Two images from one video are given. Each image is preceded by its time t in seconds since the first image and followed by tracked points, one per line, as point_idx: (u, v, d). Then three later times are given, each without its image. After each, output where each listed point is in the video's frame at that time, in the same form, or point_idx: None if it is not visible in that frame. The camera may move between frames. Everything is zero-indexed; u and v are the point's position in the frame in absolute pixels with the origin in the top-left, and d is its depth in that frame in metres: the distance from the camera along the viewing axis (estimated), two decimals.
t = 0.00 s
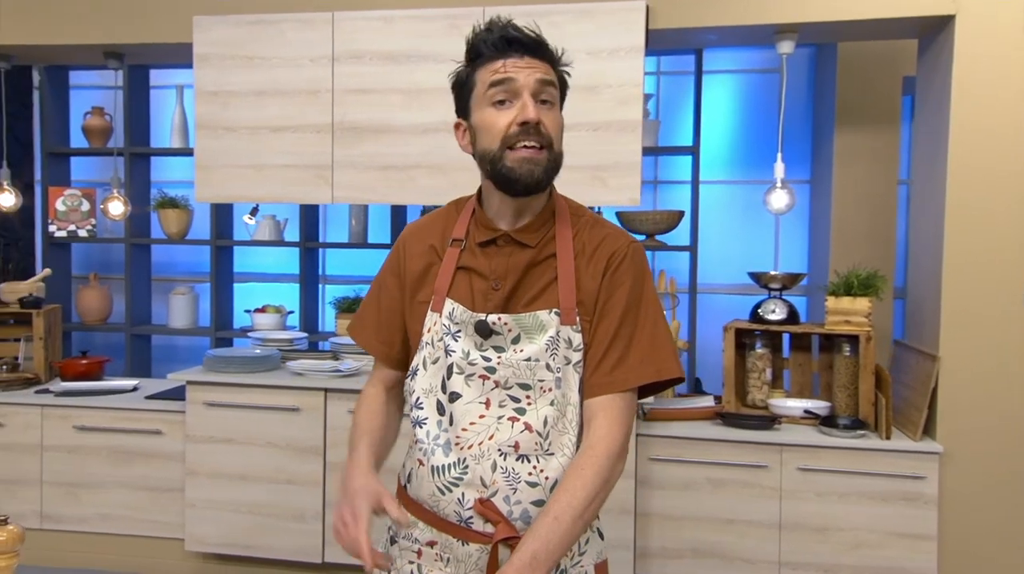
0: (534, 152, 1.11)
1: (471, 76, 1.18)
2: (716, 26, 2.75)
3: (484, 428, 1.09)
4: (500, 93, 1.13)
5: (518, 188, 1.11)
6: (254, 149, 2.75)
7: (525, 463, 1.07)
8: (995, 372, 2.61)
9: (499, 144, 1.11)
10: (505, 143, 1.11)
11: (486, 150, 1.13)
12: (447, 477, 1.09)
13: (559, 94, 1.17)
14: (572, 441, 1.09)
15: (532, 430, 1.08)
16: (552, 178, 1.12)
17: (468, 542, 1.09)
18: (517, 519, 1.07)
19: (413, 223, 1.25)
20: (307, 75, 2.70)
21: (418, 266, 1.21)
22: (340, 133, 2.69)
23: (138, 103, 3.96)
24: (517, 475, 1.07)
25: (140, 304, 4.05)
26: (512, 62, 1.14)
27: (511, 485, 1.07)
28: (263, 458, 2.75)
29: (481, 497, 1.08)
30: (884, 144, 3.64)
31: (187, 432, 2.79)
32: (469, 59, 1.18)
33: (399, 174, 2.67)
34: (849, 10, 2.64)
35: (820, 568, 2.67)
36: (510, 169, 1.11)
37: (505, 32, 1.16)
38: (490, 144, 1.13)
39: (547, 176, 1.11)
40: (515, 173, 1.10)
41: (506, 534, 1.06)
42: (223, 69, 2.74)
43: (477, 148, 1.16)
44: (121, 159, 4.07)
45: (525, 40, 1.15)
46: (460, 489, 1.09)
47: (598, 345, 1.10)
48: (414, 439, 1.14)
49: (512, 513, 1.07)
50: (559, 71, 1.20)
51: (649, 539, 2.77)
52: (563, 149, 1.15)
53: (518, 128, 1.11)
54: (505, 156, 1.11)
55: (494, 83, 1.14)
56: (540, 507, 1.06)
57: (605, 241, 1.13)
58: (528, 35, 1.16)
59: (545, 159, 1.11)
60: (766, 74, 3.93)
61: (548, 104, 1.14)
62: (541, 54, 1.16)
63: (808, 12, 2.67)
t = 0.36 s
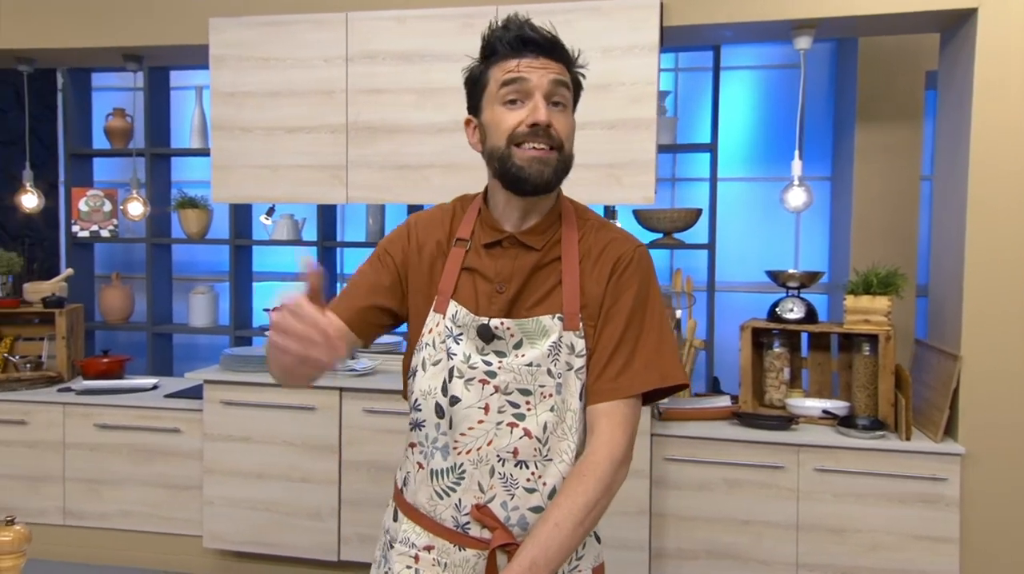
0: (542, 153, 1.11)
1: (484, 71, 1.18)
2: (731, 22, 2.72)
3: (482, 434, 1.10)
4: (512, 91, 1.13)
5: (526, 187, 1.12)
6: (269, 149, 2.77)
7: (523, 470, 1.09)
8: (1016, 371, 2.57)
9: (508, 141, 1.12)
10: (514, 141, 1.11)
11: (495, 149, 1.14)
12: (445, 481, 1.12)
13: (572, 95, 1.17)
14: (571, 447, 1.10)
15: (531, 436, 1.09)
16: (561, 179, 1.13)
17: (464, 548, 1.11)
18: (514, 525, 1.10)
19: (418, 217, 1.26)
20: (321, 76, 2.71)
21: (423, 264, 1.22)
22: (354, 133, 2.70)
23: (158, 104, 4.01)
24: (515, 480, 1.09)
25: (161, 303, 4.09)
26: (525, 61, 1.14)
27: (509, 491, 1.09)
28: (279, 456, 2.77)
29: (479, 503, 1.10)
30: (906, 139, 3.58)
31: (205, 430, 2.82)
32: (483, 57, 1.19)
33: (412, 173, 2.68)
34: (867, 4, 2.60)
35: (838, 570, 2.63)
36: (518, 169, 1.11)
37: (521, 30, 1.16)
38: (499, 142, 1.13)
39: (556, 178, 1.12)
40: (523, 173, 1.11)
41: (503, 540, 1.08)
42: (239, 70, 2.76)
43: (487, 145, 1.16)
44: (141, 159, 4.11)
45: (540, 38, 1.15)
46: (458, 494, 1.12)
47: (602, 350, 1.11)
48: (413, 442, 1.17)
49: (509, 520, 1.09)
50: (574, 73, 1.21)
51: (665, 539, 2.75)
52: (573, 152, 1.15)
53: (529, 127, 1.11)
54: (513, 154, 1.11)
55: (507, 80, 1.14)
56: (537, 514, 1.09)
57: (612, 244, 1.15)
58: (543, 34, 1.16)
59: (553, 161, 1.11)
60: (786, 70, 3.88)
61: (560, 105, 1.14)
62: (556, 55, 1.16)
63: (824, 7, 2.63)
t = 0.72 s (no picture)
0: (496, 155, 1.11)
1: (433, 67, 1.17)
2: (747, 17, 2.69)
3: (468, 437, 1.14)
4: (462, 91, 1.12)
5: (482, 191, 1.13)
6: (286, 148, 2.79)
7: (512, 469, 1.13)
8: None
9: (461, 144, 1.12)
10: (467, 143, 1.11)
11: (447, 150, 1.13)
12: (434, 488, 1.14)
13: (523, 89, 1.17)
14: (555, 443, 1.15)
15: (516, 436, 1.13)
16: (515, 178, 1.12)
17: (457, 551, 1.14)
18: (507, 524, 1.13)
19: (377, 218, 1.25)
20: (336, 75, 2.73)
21: (389, 266, 1.22)
22: (370, 131, 2.72)
23: (181, 104, 4.06)
24: (504, 481, 1.13)
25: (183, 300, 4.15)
26: (475, 58, 1.13)
27: (499, 492, 1.13)
28: (296, 452, 2.80)
29: (469, 506, 1.13)
30: (929, 134, 3.53)
31: (224, 426, 2.86)
32: (431, 53, 1.17)
33: (427, 171, 2.69)
34: None
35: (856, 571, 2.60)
36: (473, 171, 1.11)
37: (467, 23, 1.15)
38: (452, 144, 1.13)
39: (511, 178, 1.12)
40: (478, 174, 1.11)
41: (496, 542, 1.11)
42: (256, 70, 2.79)
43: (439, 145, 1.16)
44: (165, 158, 4.16)
45: (488, 33, 1.14)
46: (448, 498, 1.14)
47: (581, 344, 1.15)
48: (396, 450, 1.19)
49: (501, 520, 1.13)
50: (524, 65, 1.19)
51: (680, 538, 2.73)
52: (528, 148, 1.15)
53: (481, 128, 1.11)
54: (467, 157, 1.11)
55: (456, 78, 1.13)
56: (527, 511, 1.13)
57: (580, 235, 1.18)
58: (490, 27, 1.14)
59: (508, 162, 1.12)
60: (807, 65, 3.81)
61: (512, 101, 1.14)
62: (506, 49, 1.15)
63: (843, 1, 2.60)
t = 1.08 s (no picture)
0: (466, 162, 1.14)
1: (401, 65, 1.17)
2: (775, 11, 2.66)
3: (442, 424, 1.21)
4: (432, 95, 1.14)
5: (451, 193, 1.16)
6: (311, 145, 2.83)
7: (486, 454, 1.20)
8: None
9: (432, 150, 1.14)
10: (438, 150, 1.14)
11: (419, 154, 1.16)
12: (412, 474, 1.22)
13: (490, 88, 1.18)
14: (527, 425, 1.22)
15: (489, 421, 1.21)
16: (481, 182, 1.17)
17: (438, 535, 1.22)
18: (484, 507, 1.21)
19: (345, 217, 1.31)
20: (361, 72, 2.75)
21: (359, 260, 1.29)
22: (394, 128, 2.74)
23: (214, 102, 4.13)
24: (479, 466, 1.20)
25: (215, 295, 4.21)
26: (443, 61, 1.14)
27: (474, 477, 1.20)
28: (320, 445, 2.83)
29: (447, 491, 1.21)
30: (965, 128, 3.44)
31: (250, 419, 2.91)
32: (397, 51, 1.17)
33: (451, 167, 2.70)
34: None
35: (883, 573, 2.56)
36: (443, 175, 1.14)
37: (436, 23, 1.15)
38: (422, 147, 1.15)
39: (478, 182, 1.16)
40: (448, 179, 1.14)
41: (474, 525, 1.19)
42: (283, 68, 2.83)
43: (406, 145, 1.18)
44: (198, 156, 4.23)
45: (456, 34, 1.14)
46: (426, 484, 1.22)
47: (550, 326, 1.19)
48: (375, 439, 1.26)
49: (478, 503, 1.21)
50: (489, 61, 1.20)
51: (703, 536, 2.70)
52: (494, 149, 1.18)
53: (451, 136, 1.13)
54: (436, 163, 1.14)
55: (425, 81, 1.14)
56: (503, 493, 1.20)
57: (541, 220, 1.23)
58: (457, 28, 1.14)
59: (475, 168, 1.15)
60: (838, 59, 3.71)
61: (479, 104, 1.16)
62: (473, 49, 1.16)
63: None
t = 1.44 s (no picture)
0: (465, 164, 1.17)
1: (406, 64, 1.18)
2: (805, 5, 2.62)
3: (444, 413, 1.25)
4: (434, 97, 1.15)
5: (453, 193, 1.19)
6: (338, 142, 2.86)
7: (486, 441, 1.23)
8: None
9: (433, 150, 1.16)
10: (439, 151, 1.16)
11: (422, 153, 1.18)
12: (412, 464, 1.26)
13: (495, 89, 1.19)
14: (527, 413, 1.25)
15: (490, 409, 1.24)
16: (483, 183, 1.19)
17: (437, 522, 1.24)
18: (483, 494, 1.24)
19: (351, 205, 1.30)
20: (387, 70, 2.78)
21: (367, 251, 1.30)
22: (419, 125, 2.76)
23: (247, 99, 4.19)
24: (479, 453, 1.23)
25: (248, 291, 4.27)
26: (447, 64, 1.14)
27: (474, 464, 1.23)
28: (345, 439, 2.87)
29: (447, 478, 1.25)
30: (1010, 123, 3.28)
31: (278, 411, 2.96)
32: (404, 51, 1.18)
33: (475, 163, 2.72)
34: None
35: None
36: (443, 177, 1.17)
37: (441, 25, 1.15)
38: (424, 148, 1.17)
39: (479, 183, 1.18)
40: (447, 181, 1.17)
41: (473, 510, 1.22)
42: (311, 66, 2.87)
43: (411, 141, 1.20)
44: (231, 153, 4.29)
45: (461, 38, 1.14)
46: (426, 473, 1.26)
47: (548, 318, 1.23)
48: (376, 427, 1.30)
49: (478, 490, 1.24)
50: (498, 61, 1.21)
51: (726, 535, 2.68)
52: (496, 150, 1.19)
53: (451, 139, 1.15)
54: (439, 163, 1.17)
55: (428, 83, 1.15)
56: (501, 480, 1.23)
57: (545, 217, 1.27)
58: (464, 31, 1.14)
59: (475, 170, 1.17)
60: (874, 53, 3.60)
61: (482, 106, 1.16)
62: (479, 52, 1.16)
63: None
